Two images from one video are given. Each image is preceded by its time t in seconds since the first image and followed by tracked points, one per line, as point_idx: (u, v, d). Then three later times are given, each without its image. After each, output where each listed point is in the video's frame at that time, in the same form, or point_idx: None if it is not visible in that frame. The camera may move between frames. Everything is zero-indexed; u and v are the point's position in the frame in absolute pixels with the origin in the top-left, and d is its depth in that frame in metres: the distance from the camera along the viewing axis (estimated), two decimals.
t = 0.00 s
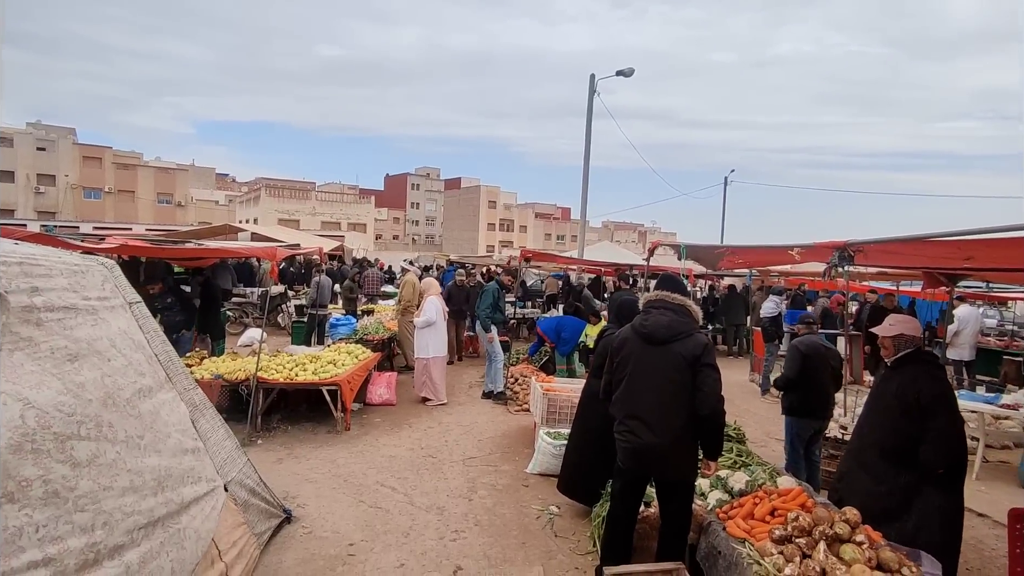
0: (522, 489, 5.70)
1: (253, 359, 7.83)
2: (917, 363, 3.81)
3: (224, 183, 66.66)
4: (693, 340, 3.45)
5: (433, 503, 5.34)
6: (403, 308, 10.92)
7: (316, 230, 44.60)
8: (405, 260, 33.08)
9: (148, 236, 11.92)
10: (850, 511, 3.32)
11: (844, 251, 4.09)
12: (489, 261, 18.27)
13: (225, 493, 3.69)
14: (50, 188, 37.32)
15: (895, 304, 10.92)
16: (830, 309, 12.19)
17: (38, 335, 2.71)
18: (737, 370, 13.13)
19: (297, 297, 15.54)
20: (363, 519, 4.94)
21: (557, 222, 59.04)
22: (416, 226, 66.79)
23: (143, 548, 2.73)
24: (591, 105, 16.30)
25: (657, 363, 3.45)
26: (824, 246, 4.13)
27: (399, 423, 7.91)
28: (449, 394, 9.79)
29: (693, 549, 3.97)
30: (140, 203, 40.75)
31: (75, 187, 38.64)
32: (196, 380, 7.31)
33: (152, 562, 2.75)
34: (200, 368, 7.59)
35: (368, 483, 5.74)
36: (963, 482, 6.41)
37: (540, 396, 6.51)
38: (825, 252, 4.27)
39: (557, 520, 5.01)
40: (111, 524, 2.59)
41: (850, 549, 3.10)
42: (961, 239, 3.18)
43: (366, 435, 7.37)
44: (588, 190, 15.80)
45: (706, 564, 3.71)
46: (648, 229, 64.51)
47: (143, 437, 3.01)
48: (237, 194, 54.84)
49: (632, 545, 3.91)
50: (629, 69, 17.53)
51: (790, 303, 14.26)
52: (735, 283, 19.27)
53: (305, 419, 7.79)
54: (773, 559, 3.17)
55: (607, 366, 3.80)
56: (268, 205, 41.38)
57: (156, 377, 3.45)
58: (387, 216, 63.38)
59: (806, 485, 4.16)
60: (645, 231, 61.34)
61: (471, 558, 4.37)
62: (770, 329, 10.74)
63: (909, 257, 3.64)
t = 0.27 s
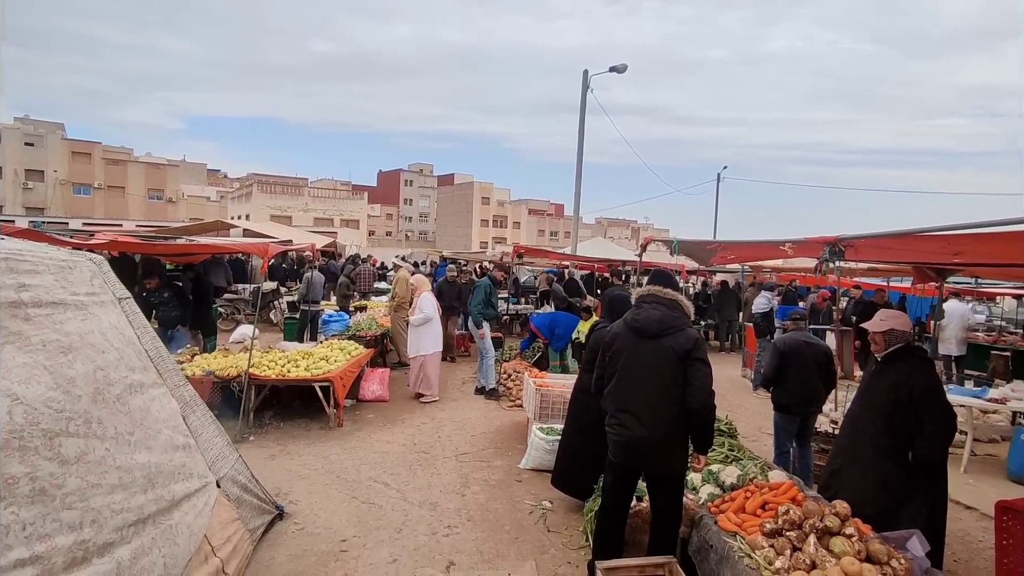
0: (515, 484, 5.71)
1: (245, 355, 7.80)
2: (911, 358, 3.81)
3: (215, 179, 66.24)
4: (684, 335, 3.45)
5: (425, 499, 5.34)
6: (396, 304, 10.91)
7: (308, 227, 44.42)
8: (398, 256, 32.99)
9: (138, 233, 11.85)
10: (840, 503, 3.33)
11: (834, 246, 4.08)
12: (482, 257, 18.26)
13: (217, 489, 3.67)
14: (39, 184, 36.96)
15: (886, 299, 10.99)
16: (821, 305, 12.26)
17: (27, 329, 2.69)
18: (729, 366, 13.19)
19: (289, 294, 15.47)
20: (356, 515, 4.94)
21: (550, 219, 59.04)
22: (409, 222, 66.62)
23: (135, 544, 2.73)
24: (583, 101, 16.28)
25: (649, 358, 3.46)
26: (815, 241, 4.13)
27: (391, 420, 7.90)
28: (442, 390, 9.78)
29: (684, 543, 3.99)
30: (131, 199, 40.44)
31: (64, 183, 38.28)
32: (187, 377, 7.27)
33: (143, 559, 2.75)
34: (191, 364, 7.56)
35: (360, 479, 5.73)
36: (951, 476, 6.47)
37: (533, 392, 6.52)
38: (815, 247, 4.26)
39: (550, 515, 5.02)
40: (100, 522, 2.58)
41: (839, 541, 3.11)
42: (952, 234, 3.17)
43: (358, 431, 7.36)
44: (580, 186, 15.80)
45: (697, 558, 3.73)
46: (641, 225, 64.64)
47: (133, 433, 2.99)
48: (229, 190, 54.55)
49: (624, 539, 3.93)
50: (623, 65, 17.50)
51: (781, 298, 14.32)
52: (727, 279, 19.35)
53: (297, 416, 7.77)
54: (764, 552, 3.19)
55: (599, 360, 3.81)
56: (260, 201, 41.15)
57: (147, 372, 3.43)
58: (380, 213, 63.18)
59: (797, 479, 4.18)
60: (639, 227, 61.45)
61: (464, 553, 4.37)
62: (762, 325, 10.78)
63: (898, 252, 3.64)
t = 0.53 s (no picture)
0: (509, 481, 5.72)
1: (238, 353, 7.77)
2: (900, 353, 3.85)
3: (207, 176, 65.85)
4: (677, 331, 3.47)
5: (419, 496, 5.33)
6: (390, 301, 10.88)
7: (301, 224, 44.23)
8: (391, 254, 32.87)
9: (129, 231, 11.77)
10: (831, 498, 3.35)
11: (825, 242, 4.12)
12: (476, 254, 18.26)
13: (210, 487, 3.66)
14: (28, 181, 36.60)
15: (877, 296, 11.07)
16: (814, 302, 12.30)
17: (14, 330, 2.67)
18: (722, 363, 13.25)
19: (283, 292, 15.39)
20: (350, 513, 4.94)
21: (544, 216, 59.02)
22: (402, 220, 66.45)
23: (124, 544, 2.72)
24: (577, 99, 16.26)
25: (642, 353, 3.47)
26: (806, 237, 4.16)
27: (385, 417, 7.88)
28: (436, 388, 9.78)
29: (677, 538, 4.01)
30: (122, 196, 40.14)
31: (54, 180, 37.93)
32: (180, 375, 7.24)
33: (132, 558, 2.74)
34: (183, 363, 7.52)
35: (354, 477, 5.73)
36: (942, 471, 6.52)
37: (527, 389, 6.52)
38: (807, 244, 4.29)
39: (544, 512, 5.03)
40: (87, 524, 2.57)
41: (830, 535, 3.13)
42: (939, 231, 3.21)
43: (352, 429, 7.35)
44: (574, 184, 15.79)
45: (690, 553, 3.75)
46: (635, 222, 64.74)
47: (122, 433, 2.97)
48: (221, 187, 54.22)
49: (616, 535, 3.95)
50: (617, 63, 17.47)
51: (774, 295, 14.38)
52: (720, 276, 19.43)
53: (290, 414, 7.75)
54: (756, 547, 3.21)
55: (592, 356, 3.81)
56: (253, 199, 40.93)
57: (139, 370, 3.41)
58: (373, 210, 62.98)
59: (789, 474, 4.21)
60: (632, 225, 61.57)
61: (458, 550, 4.38)
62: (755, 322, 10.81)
63: (888, 249, 3.68)
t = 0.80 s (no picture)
0: (503, 479, 5.73)
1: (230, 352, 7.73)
2: (890, 349, 3.86)
3: (199, 174, 65.45)
4: (668, 328, 3.48)
5: (413, 494, 5.33)
6: (384, 300, 10.86)
7: (294, 223, 44.02)
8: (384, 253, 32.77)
9: (120, 229, 11.69)
10: (822, 494, 3.37)
11: (817, 239, 4.16)
12: (469, 252, 18.25)
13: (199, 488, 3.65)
14: (18, 179, 36.25)
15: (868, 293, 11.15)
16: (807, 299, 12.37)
17: None
18: (715, 360, 13.31)
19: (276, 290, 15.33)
20: (343, 512, 4.93)
21: (538, 215, 59.00)
22: (396, 219, 66.28)
23: (106, 549, 2.71)
24: (571, 97, 16.27)
25: (632, 350, 3.48)
26: (799, 234, 4.21)
27: (379, 416, 7.88)
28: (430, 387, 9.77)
29: (670, 535, 4.03)
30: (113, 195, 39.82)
31: (44, 178, 37.57)
32: (171, 374, 7.20)
33: (116, 562, 2.73)
34: (176, 362, 7.48)
35: (347, 476, 5.72)
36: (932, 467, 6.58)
37: (520, 387, 6.53)
38: (797, 242, 4.34)
39: (537, 509, 5.04)
40: (69, 529, 2.55)
41: (821, 531, 3.15)
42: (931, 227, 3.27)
43: (345, 427, 7.33)
44: (568, 182, 15.81)
45: (683, 550, 3.76)
46: (628, 221, 64.83)
47: (109, 435, 2.95)
48: (213, 185, 53.93)
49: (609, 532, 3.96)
50: (610, 61, 17.47)
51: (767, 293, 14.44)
52: (713, 274, 19.52)
53: (283, 413, 7.72)
54: (748, 543, 3.22)
55: (584, 353, 3.82)
56: (245, 197, 40.70)
57: (129, 370, 3.40)
58: (367, 209, 62.79)
59: (781, 471, 4.23)
60: (626, 223, 61.72)
61: (451, 548, 4.38)
62: (748, 320, 10.86)
63: (878, 247, 3.73)
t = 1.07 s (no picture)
0: (496, 477, 5.74)
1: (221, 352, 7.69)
2: (873, 344, 3.91)
3: (190, 173, 64.98)
4: (657, 325, 3.49)
5: (406, 494, 5.33)
6: (376, 298, 10.82)
7: (286, 222, 43.79)
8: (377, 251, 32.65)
9: (109, 228, 11.59)
10: (812, 491, 3.39)
11: (809, 237, 4.19)
12: (462, 251, 18.23)
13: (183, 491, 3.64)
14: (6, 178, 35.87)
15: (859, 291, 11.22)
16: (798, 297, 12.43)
17: None
18: (707, 358, 13.37)
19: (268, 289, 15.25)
20: (335, 511, 4.92)
21: (531, 213, 58.99)
22: (388, 217, 66.10)
23: (84, 557, 2.69)
24: (563, 96, 16.26)
25: (621, 348, 3.49)
26: (791, 233, 4.25)
27: (371, 415, 7.86)
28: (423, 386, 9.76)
29: (662, 533, 4.05)
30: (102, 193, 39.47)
31: (33, 176, 37.20)
32: (162, 374, 7.16)
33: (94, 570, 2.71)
34: (166, 362, 7.44)
35: (340, 475, 5.71)
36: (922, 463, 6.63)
37: (513, 386, 6.53)
38: (790, 240, 4.36)
39: (530, 508, 5.05)
40: (44, 537, 2.53)
41: (811, 528, 3.17)
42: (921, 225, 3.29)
43: (337, 427, 7.31)
44: (560, 181, 15.81)
45: (675, 547, 3.78)
46: (621, 219, 64.93)
47: (91, 440, 2.93)
48: (205, 184, 53.63)
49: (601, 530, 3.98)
50: (603, 60, 17.48)
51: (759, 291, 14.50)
52: (705, 272, 19.58)
53: (275, 413, 7.69)
54: (739, 540, 3.24)
55: (574, 351, 3.84)
56: (237, 195, 40.45)
57: (115, 372, 3.38)
58: (359, 207, 62.57)
59: (772, 468, 4.25)
60: (619, 221, 61.84)
61: (444, 547, 4.38)
62: (740, 318, 10.90)
63: (868, 245, 3.76)
